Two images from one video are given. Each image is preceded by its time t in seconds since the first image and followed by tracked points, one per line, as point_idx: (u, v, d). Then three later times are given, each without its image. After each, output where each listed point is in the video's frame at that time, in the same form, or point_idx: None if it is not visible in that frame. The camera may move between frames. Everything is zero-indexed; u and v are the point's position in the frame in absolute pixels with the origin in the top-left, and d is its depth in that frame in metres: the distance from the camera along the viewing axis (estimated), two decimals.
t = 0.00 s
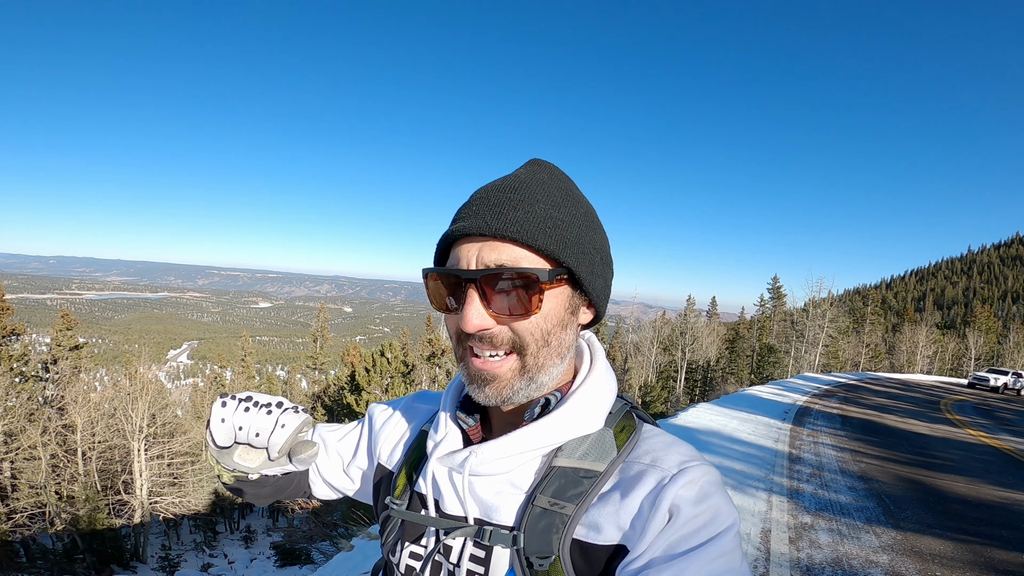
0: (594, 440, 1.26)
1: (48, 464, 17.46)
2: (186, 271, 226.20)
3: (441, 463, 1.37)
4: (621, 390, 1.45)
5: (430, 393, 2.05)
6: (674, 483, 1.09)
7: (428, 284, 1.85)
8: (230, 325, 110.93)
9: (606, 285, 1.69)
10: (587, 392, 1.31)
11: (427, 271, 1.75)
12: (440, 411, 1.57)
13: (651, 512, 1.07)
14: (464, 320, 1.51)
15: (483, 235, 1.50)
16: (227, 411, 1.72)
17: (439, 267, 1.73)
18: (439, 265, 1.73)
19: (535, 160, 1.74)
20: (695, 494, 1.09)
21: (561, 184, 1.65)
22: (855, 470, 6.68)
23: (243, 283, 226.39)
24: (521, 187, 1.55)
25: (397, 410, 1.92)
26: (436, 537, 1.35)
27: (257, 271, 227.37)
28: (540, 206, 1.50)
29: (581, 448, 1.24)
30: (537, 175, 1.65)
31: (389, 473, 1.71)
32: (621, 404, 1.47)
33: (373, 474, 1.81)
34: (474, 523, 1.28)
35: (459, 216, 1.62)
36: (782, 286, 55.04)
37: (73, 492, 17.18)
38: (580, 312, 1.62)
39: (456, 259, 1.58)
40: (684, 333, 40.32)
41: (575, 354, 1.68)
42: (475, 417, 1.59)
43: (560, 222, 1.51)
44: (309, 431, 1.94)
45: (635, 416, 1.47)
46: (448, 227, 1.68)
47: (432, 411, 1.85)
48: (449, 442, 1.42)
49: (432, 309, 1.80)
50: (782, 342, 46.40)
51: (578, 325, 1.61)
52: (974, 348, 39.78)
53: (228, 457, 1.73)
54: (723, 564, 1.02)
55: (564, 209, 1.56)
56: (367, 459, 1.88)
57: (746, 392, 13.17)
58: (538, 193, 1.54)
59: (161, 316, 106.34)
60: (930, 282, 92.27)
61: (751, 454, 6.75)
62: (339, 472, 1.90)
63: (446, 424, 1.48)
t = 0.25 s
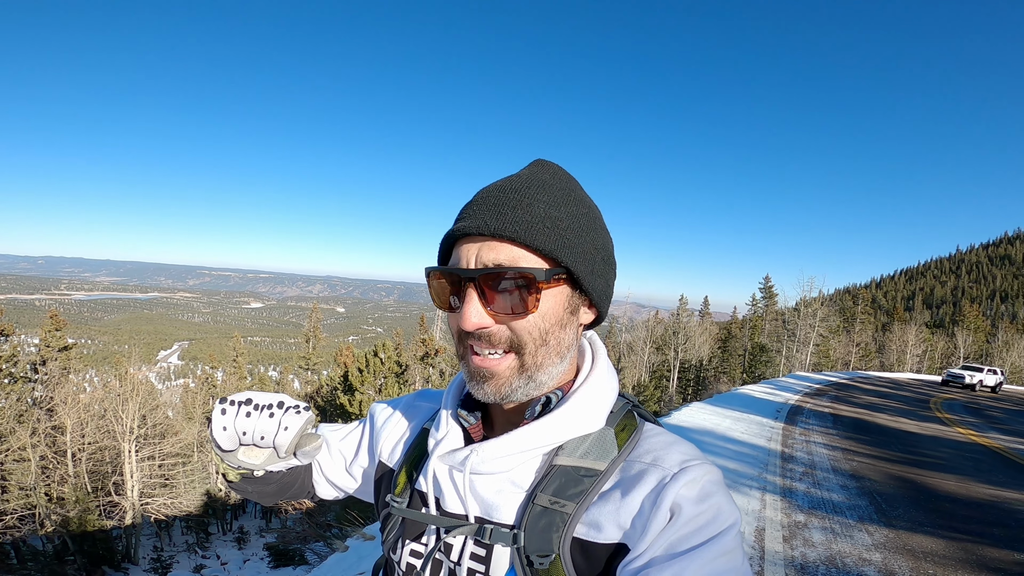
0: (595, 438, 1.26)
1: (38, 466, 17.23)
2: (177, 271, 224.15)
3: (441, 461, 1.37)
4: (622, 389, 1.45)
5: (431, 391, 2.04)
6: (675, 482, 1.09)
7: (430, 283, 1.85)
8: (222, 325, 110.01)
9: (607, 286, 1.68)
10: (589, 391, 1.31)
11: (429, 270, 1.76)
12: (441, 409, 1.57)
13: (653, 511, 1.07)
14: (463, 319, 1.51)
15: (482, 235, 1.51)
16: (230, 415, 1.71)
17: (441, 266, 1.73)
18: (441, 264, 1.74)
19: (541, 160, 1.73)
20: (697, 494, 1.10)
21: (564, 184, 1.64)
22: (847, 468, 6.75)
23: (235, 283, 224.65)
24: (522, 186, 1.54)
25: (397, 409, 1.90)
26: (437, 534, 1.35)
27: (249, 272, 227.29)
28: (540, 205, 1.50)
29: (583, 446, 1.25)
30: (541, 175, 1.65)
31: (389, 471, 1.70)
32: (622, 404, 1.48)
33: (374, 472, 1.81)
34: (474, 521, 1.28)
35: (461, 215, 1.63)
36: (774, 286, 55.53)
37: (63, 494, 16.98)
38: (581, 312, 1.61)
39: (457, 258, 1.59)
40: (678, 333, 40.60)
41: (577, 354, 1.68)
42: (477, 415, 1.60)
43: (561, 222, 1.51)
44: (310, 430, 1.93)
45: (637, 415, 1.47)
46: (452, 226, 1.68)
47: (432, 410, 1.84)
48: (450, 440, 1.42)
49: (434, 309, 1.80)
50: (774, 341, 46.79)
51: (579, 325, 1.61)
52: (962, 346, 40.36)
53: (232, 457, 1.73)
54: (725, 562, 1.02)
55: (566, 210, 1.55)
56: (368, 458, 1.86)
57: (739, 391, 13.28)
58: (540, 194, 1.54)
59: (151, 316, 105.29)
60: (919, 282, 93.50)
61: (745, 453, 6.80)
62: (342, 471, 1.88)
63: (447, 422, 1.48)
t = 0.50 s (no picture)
0: (593, 440, 1.27)
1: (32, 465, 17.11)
2: (172, 269, 223.04)
3: (439, 464, 1.37)
4: (621, 390, 1.45)
5: (428, 392, 2.04)
6: (673, 484, 1.09)
7: (425, 285, 1.84)
8: (217, 324, 109.51)
9: (605, 282, 1.70)
10: (587, 393, 1.31)
11: (425, 273, 1.74)
12: (438, 411, 1.56)
13: (652, 514, 1.07)
14: (467, 321, 1.51)
15: (484, 234, 1.50)
16: (251, 402, 1.73)
17: (438, 268, 1.71)
18: (438, 266, 1.72)
19: (530, 159, 1.73)
20: (695, 495, 1.10)
21: (559, 182, 1.66)
22: (842, 467, 6.80)
23: (230, 282, 223.70)
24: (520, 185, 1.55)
25: (394, 410, 1.91)
26: (435, 537, 1.34)
27: (245, 270, 226.78)
28: (540, 204, 1.50)
29: (581, 449, 1.25)
30: (535, 174, 1.65)
31: (386, 474, 1.69)
32: (620, 404, 1.48)
33: (371, 473, 1.80)
34: (473, 524, 1.28)
35: (459, 215, 1.61)
36: (769, 285, 55.85)
37: (58, 493, 16.88)
38: (584, 308, 1.63)
39: (459, 259, 1.57)
40: (674, 331, 40.76)
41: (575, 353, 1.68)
42: (476, 416, 1.59)
43: (563, 220, 1.53)
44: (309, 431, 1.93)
45: (634, 415, 1.48)
46: (447, 227, 1.66)
47: (430, 411, 1.84)
48: (447, 443, 1.42)
49: (430, 311, 1.79)
50: (770, 339, 47.07)
51: (581, 322, 1.62)
52: (955, 345, 40.74)
53: (242, 448, 1.72)
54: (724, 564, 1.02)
55: (566, 207, 1.56)
56: (366, 459, 1.86)
57: (734, 390, 13.34)
58: (540, 192, 1.55)
59: (146, 315, 104.74)
60: (914, 281, 94.26)
61: (741, 452, 6.83)
62: (338, 474, 1.88)
63: (445, 426, 1.48)
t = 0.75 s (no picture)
0: (593, 437, 1.27)
1: (30, 463, 17.09)
2: (171, 267, 222.76)
3: (438, 464, 1.37)
4: (620, 388, 1.45)
5: (425, 392, 2.03)
6: (674, 480, 1.10)
7: (420, 286, 1.83)
8: (216, 322, 109.41)
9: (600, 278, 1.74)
10: (586, 391, 1.31)
11: (421, 274, 1.73)
12: (437, 411, 1.56)
13: (651, 511, 1.08)
14: (471, 320, 1.50)
15: (487, 232, 1.51)
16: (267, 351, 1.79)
17: (436, 269, 1.71)
18: (435, 267, 1.70)
19: (521, 156, 1.75)
20: (695, 492, 1.11)
21: (555, 179, 1.69)
22: (840, 467, 6.81)
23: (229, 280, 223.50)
24: (519, 182, 1.57)
25: (393, 409, 1.91)
26: (434, 536, 1.35)
27: (244, 269, 226.76)
28: (541, 200, 1.53)
29: (581, 446, 1.25)
30: (532, 172, 1.68)
31: (385, 474, 1.69)
32: (618, 401, 1.48)
33: (368, 473, 1.81)
34: (472, 523, 1.28)
35: (458, 214, 1.60)
36: (768, 285, 55.96)
37: (55, 492, 16.88)
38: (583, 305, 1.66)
39: (460, 258, 1.56)
40: (672, 331, 40.80)
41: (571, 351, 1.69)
42: (475, 415, 1.59)
43: (566, 217, 1.56)
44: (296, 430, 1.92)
45: (633, 411, 1.48)
46: (445, 226, 1.65)
47: (429, 409, 1.84)
48: (445, 442, 1.42)
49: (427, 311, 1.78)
50: (768, 340, 47.18)
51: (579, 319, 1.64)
52: (954, 346, 40.84)
53: (243, 435, 1.81)
54: (724, 561, 1.02)
55: (565, 205, 1.60)
56: (364, 459, 1.86)
57: (733, 390, 13.37)
58: (541, 189, 1.58)
59: (144, 313, 104.66)
60: (912, 282, 94.50)
61: (739, 452, 6.84)
62: (334, 476, 1.89)
63: (444, 425, 1.48)
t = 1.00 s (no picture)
0: (587, 436, 1.26)
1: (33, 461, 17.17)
2: (174, 266, 224.28)
3: (431, 463, 1.37)
4: (613, 385, 1.45)
5: (416, 390, 2.03)
6: (670, 480, 1.09)
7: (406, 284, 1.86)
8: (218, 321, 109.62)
9: (587, 274, 1.65)
10: (578, 389, 1.31)
11: (403, 271, 1.77)
12: (429, 410, 1.56)
13: (648, 510, 1.07)
14: (436, 320, 1.51)
15: (451, 232, 1.50)
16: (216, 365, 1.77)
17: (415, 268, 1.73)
18: (414, 264, 1.73)
19: (514, 149, 1.72)
20: (691, 491, 1.10)
21: (538, 171, 1.63)
22: (841, 466, 6.80)
23: (231, 278, 224.47)
24: (487, 180, 1.54)
25: (380, 409, 1.91)
26: (426, 535, 1.35)
27: (246, 267, 227.33)
28: (503, 197, 1.48)
29: (576, 444, 1.25)
30: (514, 166, 1.64)
31: (376, 473, 1.69)
32: (613, 398, 1.48)
33: (359, 475, 1.81)
34: (466, 523, 1.28)
35: (431, 212, 1.62)
36: (770, 284, 55.85)
37: (58, 489, 16.97)
38: (561, 303, 1.59)
39: (428, 258, 1.58)
40: (674, 330, 40.75)
41: (564, 348, 1.67)
42: (465, 411, 1.59)
43: (533, 213, 1.50)
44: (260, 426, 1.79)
45: (628, 409, 1.48)
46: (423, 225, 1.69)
47: (420, 408, 1.84)
48: (438, 440, 1.42)
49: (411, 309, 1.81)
50: (770, 339, 47.11)
51: (559, 316, 1.58)
52: (957, 345, 40.73)
53: (213, 438, 1.73)
54: (719, 561, 1.02)
55: (535, 199, 1.53)
56: (355, 461, 1.89)
57: (734, 389, 13.34)
58: (509, 184, 1.53)
59: (147, 311, 104.98)
60: (915, 282, 94.20)
61: (739, 451, 6.82)
62: (327, 479, 1.91)
63: (436, 423, 1.48)
